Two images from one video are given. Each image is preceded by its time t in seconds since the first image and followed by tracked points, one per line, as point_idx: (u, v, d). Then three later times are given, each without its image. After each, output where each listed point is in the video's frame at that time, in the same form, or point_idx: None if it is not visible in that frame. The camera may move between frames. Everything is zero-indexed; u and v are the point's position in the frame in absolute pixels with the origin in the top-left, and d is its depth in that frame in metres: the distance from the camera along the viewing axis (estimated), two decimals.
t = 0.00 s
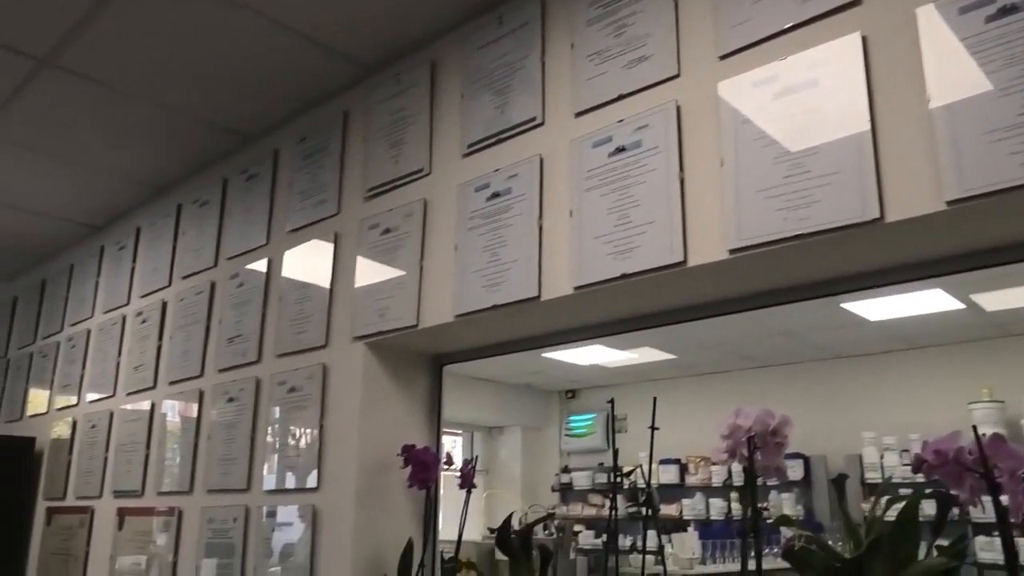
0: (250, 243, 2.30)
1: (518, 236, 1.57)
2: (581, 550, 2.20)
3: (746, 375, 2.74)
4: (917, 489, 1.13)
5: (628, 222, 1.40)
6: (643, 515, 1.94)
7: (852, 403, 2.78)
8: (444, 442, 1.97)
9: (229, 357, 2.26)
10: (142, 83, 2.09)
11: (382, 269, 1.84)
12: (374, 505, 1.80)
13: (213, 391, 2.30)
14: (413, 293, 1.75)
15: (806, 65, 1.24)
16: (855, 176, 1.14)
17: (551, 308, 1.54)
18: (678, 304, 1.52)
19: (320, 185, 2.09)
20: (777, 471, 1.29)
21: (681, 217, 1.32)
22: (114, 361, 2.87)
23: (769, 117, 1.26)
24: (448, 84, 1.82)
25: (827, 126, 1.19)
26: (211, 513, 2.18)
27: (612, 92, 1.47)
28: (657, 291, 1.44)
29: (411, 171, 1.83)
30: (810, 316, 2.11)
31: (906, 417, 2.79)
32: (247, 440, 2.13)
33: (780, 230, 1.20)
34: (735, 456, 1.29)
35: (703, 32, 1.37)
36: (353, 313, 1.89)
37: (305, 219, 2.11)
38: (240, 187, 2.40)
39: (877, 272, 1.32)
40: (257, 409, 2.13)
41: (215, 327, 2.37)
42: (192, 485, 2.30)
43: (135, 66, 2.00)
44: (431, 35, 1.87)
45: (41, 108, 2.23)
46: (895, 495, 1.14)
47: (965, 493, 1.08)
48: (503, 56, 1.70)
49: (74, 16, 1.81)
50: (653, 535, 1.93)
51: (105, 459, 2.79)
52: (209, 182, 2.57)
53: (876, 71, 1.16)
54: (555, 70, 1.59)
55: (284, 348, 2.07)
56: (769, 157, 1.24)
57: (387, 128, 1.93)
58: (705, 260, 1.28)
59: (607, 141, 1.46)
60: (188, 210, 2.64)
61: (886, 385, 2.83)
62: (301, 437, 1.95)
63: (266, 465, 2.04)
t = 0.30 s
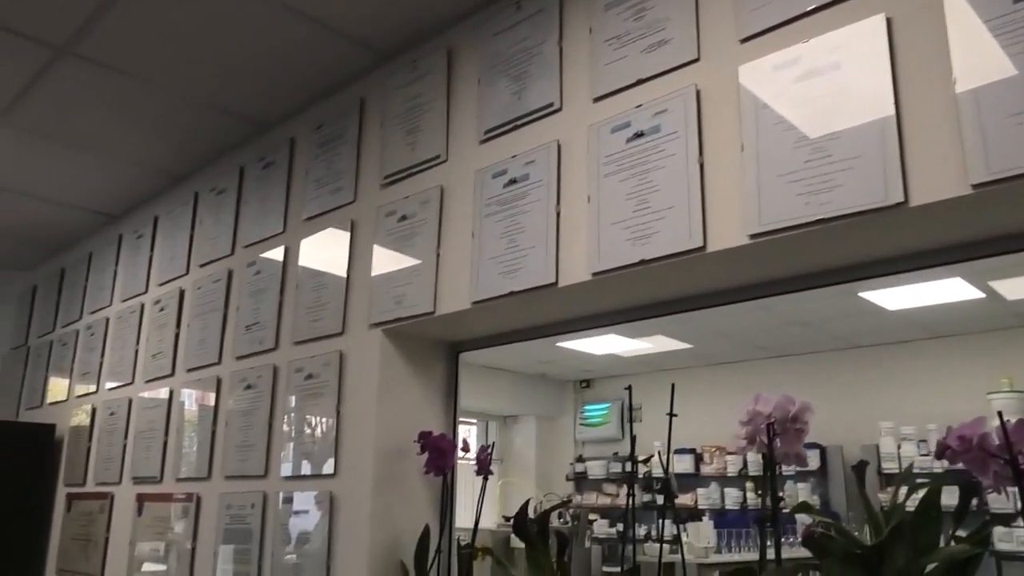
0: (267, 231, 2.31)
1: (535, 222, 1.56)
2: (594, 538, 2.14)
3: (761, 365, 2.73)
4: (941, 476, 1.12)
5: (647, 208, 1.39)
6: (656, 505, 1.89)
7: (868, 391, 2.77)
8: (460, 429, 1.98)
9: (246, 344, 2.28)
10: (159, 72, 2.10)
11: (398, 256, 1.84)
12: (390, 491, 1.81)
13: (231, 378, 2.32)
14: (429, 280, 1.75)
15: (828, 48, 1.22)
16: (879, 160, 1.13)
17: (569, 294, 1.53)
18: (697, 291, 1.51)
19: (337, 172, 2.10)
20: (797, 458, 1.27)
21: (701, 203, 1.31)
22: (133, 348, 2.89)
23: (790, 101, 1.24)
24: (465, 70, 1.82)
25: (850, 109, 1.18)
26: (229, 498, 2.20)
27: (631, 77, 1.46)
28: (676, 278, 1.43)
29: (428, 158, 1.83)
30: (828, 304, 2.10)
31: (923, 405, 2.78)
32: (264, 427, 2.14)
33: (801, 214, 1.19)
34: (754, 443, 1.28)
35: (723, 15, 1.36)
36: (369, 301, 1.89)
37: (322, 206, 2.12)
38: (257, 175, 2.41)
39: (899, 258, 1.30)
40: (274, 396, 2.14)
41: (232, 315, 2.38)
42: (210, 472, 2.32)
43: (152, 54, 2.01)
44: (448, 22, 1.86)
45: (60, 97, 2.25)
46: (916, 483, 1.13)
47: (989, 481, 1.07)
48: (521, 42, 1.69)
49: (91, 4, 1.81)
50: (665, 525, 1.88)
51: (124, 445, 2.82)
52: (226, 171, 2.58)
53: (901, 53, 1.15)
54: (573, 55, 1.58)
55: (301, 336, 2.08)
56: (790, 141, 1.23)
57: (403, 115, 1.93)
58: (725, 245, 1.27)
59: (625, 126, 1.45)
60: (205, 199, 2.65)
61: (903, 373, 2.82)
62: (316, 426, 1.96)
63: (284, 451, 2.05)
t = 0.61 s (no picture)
0: (274, 211, 2.31)
1: (544, 201, 1.56)
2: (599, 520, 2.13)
3: (767, 347, 2.72)
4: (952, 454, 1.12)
5: (657, 186, 1.38)
6: (661, 486, 1.89)
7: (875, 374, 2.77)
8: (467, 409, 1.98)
9: (254, 324, 2.28)
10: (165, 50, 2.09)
11: (405, 235, 1.84)
12: (397, 470, 1.81)
13: (238, 358, 2.32)
14: (437, 259, 1.74)
15: (843, 23, 1.21)
16: (893, 136, 1.11)
17: (577, 273, 1.53)
18: (706, 270, 1.51)
19: (344, 152, 2.09)
20: (806, 436, 1.27)
21: (711, 181, 1.30)
22: (140, 329, 2.90)
23: (803, 77, 1.23)
24: (472, 48, 1.81)
25: (864, 86, 1.16)
26: (236, 477, 2.21)
27: (641, 53, 1.45)
28: (685, 256, 1.42)
29: (436, 136, 1.82)
30: (835, 285, 2.09)
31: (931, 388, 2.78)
32: (271, 406, 2.14)
33: (813, 192, 1.18)
34: (763, 422, 1.28)
35: None
36: (376, 280, 1.89)
37: (329, 186, 2.11)
38: (264, 154, 2.41)
39: (911, 236, 1.29)
40: (281, 376, 2.15)
41: (239, 294, 2.39)
42: (218, 451, 2.33)
43: (159, 32, 2.00)
44: None
45: (67, 76, 2.24)
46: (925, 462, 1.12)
47: (1001, 458, 1.08)
48: (530, 19, 1.68)
49: None
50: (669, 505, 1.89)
51: (131, 425, 2.83)
52: (233, 150, 2.57)
53: (916, 27, 1.13)
54: (583, 32, 1.57)
55: (308, 315, 2.08)
56: (803, 117, 1.22)
57: (411, 94, 1.92)
58: (735, 223, 1.26)
59: (635, 104, 1.44)
60: (212, 179, 2.65)
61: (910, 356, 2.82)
62: (323, 408, 1.97)
63: (291, 430, 2.06)
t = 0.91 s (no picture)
0: (272, 186, 2.29)
1: (545, 176, 1.54)
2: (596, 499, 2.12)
3: (765, 328, 2.72)
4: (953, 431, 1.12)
5: (659, 161, 1.37)
6: (657, 466, 1.88)
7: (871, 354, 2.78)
8: (466, 386, 1.98)
9: (252, 300, 2.27)
10: (162, 23, 2.06)
11: (405, 211, 1.83)
12: (396, 446, 1.81)
13: (236, 335, 2.32)
14: (437, 235, 1.73)
15: None
16: (899, 109, 1.10)
17: (577, 249, 1.52)
18: (707, 246, 1.50)
19: (343, 127, 2.08)
20: (806, 413, 1.27)
21: (714, 155, 1.29)
22: (137, 305, 2.89)
23: (809, 50, 1.21)
24: (473, 21, 1.79)
25: (870, 59, 1.15)
26: (234, 453, 2.21)
27: (645, 26, 1.43)
28: (687, 232, 1.41)
29: (436, 111, 1.81)
30: (835, 262, 2.09)
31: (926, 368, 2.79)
32: (269, 383, 2.14)
33: (817, 166, 1.17)
34: (764, 398, 1.28)
35: None
36: (375, 256, 1.88)
37: (328, 161, 2.10)
38: (262, 129, 2.39)
39: (915, 212, 1.28)
40: (279, 352, 2.14)
41: (237, 271, 2.37)
42: (216, 427, 2.33)
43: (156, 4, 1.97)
44: None
45: (62, 48, 2.22)
46: (925, 439, 1.12)
47: (1003, 433, 1.07)
48: None
49: None
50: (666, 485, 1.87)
51: (129, 402, 2.83)
52: (231, 126, 2.55)
53: None
54: (586, 5, 1.55)
55: (306, 291, 2.07)
56: (808, 90, 1.20)
57: (411, 68, 1.91)
58: (738, 198, 1.25)
59: (638, 78, 1.42)
60: (209, 154, 2.63)
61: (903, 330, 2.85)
62: (320, 387, 1.97)
63: (289, 406, 2.06)
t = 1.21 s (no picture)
0: (263, 170, 2.27)
1: (539, 160, 1.54)
2: (587, 486, 2.09)
3: (757, 315, 2.73)
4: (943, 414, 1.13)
5: (653, 145, 1.36)
6: (646, 451, 1.89)
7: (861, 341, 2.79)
8: (458, 372, 1.97)
9: (243, 285, 2.25)
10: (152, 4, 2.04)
11: (397, 195, 1.81)
12: (388, 431, 1.81)
13: (227, 320, 2.30)
14: (430, 219, 1.72)
15: None
16: (895, 94, 1.10)
17: (571, 234, 1.51)
18: (701, 231, 1.50)
19: (335, 111, 2.06)
20: (798, 396, 1.27)
21: (709, 139, 1.29)
22: (127, 290, 2.87)
23: (805, 34, 1.21)
24: (467, 4, 1.77)
25: (867, 43, 1.14)
26: (225, 439, 2.20)
27: (640, 9, 1.42)
28: (681, 216, 1.41)
29: (429, 94, 1.80)
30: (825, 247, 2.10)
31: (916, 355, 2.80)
32: (260, 368, 2.13)
33: (812, 151, 1.17)
34: (757, 382, 1.28)
35: None
36: (367, 241, 1.87)
37: (320, 145, 2.08)
38: (253, 113, 2.37)
39: (908, 198, 1.28)
40: (270, 337, 2.13)
41: (228, 255, 2.36)
42: (206, 412, 2.32)
43: None
44: None
45: (50, 28, 2.19)
46: (917, 423, 1.13)
47: (994, 416, 1.09)
48: None
49: None
50: (655, 470, 1.87)
51: (119, 387, 2.81)
52: (221, 109, 2.53)
53: None
54: None
55: (298, 276, 2.06)
56: (804, 75, 1.20)
57: (403, 51, 1.89)
58: (733, 182, 1.25)
59: (633, 61, 1.42)
60: (200, 138, 2.61)
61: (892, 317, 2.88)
62: (311, 374, 1.96)
63: (280, 391, 2.05)
